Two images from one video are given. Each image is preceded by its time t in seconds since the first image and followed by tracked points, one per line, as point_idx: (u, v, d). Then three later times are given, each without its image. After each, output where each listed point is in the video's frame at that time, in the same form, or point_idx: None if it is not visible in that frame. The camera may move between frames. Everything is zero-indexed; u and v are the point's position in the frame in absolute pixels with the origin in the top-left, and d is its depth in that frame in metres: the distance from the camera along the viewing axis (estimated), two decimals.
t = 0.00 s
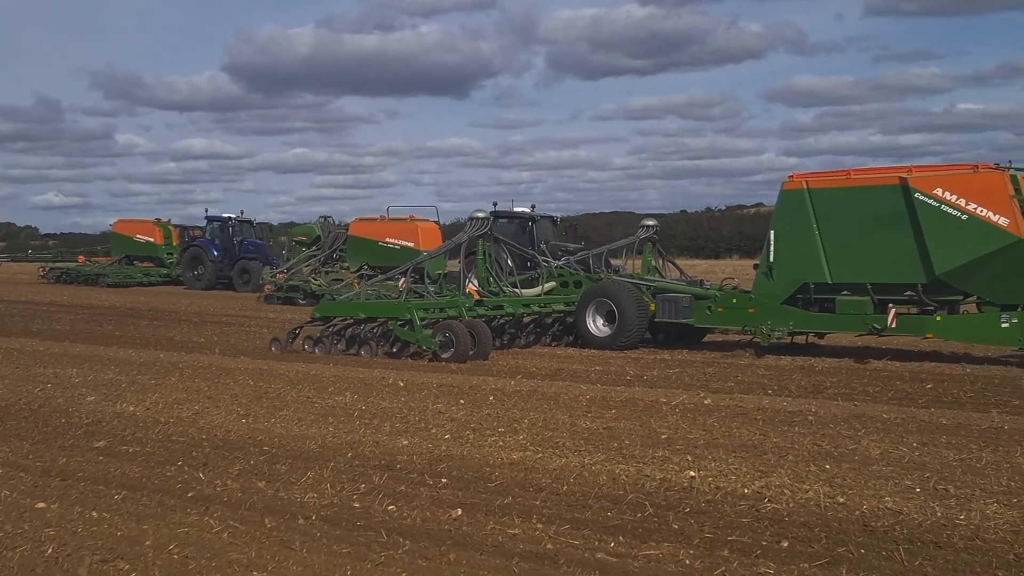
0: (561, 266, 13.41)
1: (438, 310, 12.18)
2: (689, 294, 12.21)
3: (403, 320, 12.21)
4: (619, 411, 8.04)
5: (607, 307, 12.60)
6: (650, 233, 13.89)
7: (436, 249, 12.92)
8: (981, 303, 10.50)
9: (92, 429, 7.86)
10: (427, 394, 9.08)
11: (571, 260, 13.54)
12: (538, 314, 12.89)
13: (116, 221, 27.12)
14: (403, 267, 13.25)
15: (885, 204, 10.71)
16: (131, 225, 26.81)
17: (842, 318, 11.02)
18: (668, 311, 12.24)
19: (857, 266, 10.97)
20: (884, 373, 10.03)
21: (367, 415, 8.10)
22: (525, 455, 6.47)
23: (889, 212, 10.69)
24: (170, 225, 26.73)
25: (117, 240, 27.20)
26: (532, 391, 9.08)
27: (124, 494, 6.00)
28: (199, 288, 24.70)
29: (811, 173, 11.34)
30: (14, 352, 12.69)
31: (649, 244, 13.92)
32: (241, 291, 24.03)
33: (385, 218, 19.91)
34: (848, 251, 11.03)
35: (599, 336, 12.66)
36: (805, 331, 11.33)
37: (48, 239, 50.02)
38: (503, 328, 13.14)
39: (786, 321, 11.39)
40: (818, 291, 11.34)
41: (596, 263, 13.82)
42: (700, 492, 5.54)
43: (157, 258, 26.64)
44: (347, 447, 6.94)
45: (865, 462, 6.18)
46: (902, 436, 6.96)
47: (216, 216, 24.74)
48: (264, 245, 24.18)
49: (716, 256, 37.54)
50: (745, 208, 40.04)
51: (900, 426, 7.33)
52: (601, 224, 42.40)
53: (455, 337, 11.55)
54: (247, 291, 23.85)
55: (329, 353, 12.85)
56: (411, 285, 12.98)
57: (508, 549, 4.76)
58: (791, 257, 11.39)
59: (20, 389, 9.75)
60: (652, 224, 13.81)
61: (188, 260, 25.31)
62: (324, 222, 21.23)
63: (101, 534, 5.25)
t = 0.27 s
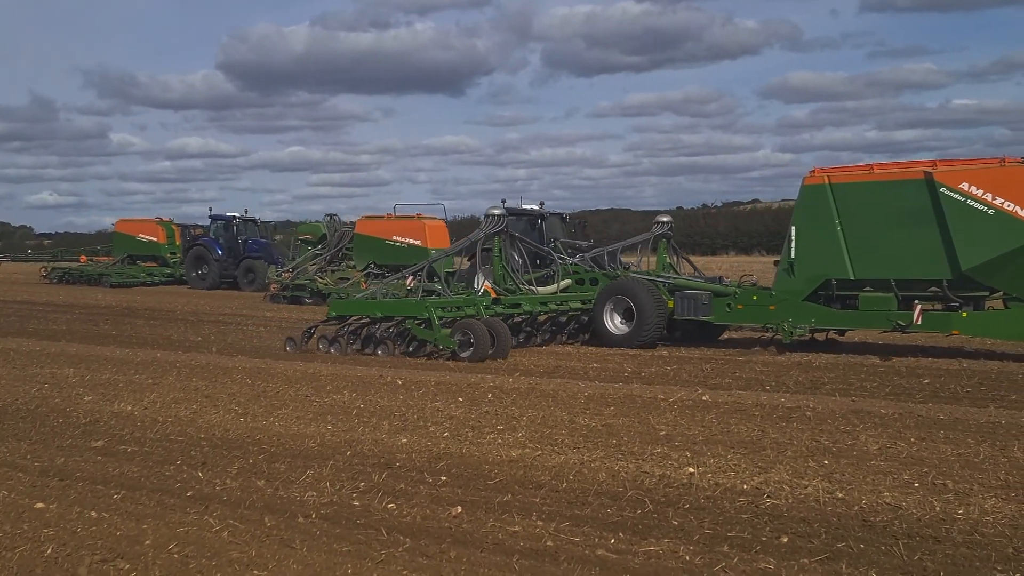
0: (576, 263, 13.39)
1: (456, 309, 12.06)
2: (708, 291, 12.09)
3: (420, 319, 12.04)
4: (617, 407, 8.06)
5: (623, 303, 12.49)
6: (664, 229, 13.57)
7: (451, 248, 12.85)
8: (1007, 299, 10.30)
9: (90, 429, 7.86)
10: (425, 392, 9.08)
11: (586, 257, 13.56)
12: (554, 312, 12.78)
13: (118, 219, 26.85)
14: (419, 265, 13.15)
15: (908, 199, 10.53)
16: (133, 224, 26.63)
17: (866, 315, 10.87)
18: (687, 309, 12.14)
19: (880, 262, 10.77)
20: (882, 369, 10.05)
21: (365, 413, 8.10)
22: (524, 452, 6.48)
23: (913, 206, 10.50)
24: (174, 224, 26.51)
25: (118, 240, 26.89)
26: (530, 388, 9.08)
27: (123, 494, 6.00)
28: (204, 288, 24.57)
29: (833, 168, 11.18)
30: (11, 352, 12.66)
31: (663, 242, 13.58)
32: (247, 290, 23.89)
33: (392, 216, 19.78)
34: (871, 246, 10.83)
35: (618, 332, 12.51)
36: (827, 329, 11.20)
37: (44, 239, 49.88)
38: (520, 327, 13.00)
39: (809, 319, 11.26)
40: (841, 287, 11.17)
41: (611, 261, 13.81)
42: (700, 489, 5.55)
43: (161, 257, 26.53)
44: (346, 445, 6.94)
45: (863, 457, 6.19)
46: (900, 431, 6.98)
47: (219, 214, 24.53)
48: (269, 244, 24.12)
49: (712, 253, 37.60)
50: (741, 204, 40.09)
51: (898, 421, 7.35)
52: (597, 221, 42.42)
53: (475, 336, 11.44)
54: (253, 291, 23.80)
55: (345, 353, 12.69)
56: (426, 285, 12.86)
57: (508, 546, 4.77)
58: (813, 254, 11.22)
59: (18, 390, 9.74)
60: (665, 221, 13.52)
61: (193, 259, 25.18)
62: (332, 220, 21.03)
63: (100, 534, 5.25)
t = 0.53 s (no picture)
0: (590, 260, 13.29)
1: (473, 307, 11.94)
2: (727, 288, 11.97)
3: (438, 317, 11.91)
4: (615, 404, 8.06)
5: (636, 299, 12.38)
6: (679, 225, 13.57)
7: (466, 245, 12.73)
8: None
9: (87, 428, 7.84)
10: (423, 390, 9.07)
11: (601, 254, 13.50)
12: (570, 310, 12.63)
13: (121, 219, 26.64)
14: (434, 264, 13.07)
15: (932, 194, 10.30)
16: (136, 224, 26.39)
17: (891, 312, 10.69)
18: (705, 306, 11.98)
19: (903, 258, 10.57)
20: (879, 364, 10.07)
21: (363, 411, 8.09)
22: (522, 449, 6.48)
23: (937, 201, 10.28)
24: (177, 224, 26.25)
25: (121, 239, 26.73)
26: (528, 385, 9.08)
27: (122, 493, 5.98)
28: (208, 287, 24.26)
29: (854, 162, 10.95)
30: (8, 351, 12.63)
31: (677, 238, 13.57)
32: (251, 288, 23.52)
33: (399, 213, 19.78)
34: (894, 242, 10.63)
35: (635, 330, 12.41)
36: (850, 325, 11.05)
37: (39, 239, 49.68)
38: (537, 324, 12.90)
39: (831, 315, 11.08)
40: (863, 284, 11.00)
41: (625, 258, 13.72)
42: (699, 485, 5.55)
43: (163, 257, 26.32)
44: (344, 443, 6.93)
45: (862, 453, 6.20)
46: (898, 426, 6.98)
47: (224, 213, 24.50)
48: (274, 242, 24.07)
49: (708, 249, 37.66)
50: (736, 200, 40.13)
51: (896, 416, 7.36)
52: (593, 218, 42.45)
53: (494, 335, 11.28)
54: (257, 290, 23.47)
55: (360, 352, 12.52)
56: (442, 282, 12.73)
57: (508, 543, 4.76)
58: (834, 250, 11.03)
59: (14, 389, 9.71)
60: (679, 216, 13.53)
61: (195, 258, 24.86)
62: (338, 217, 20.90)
63: (99, 533, 5.24)
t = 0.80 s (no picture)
0: (604, 257, 13.09)
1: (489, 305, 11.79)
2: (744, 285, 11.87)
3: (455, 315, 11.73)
4: (610, 402, 8.07)
5: (650, 297, 12.30)
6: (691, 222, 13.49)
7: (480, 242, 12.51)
8: None
9: (82, 427, 7.81)
10: (418, 388, 9.07)
11: (614, 251, 13.25)
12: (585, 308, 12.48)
13: (121, 218, 26.60)
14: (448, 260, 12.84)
15: (955, 190, 10.30)
16: (137, 223, 26.27)
17: (911, 309, 10.67)
18: (723, 303, 11.87)
19: (926, 255, 10.55)
20: (874, 361, 10.09)
21: (358, 410, 8.08)
22: (518, 447, 6.48)
23: (960, 198, 10.27)
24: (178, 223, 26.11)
25: (121, 239, 26.62)
26: (524, 383, 9.08)
27: (118, 492, 5.97)
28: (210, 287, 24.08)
29: (873, 159, 10.92)
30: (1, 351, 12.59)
31: (690, 235, 13.50)
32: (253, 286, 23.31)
33: (404, 211, 19.69)
34: (915, 239, 10.61)
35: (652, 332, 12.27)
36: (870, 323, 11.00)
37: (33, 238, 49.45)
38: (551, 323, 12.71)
39: (851, 313, 11.04)
40: (883, 281, 10.97)
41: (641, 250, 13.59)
42: (695, 482, 5.56)
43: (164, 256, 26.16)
44: (340, 442, 6.92)
45: (857, 450, 6.22)
46: (893, 423, 7.01)
47: (225, 212, 24.37)
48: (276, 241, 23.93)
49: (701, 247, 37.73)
50: (730, 198, 40.17)
51: (890, 413, 7.38)
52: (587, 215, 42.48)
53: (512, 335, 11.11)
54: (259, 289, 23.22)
55: (374, 351, 12.30)
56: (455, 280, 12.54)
57: (505, 541, 4.76)
58: (854, 247, 10.99)
59: (8, 389, 9.68)
60: (692, 214, 13.46)
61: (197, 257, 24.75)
62: (340, 216, 20.93)
63: (95, 532, 5.22)
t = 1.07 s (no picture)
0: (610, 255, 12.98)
1: (498, 304, 11.58)
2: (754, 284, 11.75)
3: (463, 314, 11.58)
4: (597, 400, 8.08)
5: (658, 297, 12.18)
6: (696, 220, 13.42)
7: (488, 239, 12.26)
8: None
9: (66, 425, 7.75)
10: (405, 386, 9.05)
11: (620, 249, 13.16)
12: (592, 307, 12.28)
13: (112, 216, 26.42)
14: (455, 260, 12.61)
15: (969, 188, 10.12)
16: (129, 220, 26.04)
17: (924, 308, 10.55)
18: (732, 303, 11.74)
19: (939, 254, 10.40)
20: (859, 359, 10.16)
21: (344, 408, 8.06)
22: (505, 445, 6.48)
23: (975, 196, 10.09)
24: (170, 220, 25.88)
25: (112, 237, 26.38)
26: (510, 382, 9.08)
27: (102, 490, 5.93)
28: (203, 284, 23.85)
29: (887, 156, 10.75)
30: None
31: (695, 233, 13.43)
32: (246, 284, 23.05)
33: (399, 208, 19.47)
34: (929, 238, 10.45)
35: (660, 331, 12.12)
36: (882, 322, 10.89)
37: (15, 236, 49.02)
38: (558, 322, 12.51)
39: (862, 313, 10.95)
40: (896, 280, 10.82)
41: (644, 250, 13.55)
42: (682, 480, 5.57)
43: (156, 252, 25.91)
44: (326, 440, 6.90)
45: (842, 448, 6.24)
46: (878, 421, 7.05)
47: (219, 210, 24.13)
48: (270, 239, 23.73)
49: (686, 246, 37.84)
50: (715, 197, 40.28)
51: (875, 411, 7.43)
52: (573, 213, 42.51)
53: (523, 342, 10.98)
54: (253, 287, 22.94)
55: (380, 351, 12.16)
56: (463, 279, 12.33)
57: (492, 539, 4.76)
58: (866, 246, 10.86)
59: None
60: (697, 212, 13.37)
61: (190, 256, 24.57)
62: (334, 214, 20.75)
63: (80, 531, 5.18)
